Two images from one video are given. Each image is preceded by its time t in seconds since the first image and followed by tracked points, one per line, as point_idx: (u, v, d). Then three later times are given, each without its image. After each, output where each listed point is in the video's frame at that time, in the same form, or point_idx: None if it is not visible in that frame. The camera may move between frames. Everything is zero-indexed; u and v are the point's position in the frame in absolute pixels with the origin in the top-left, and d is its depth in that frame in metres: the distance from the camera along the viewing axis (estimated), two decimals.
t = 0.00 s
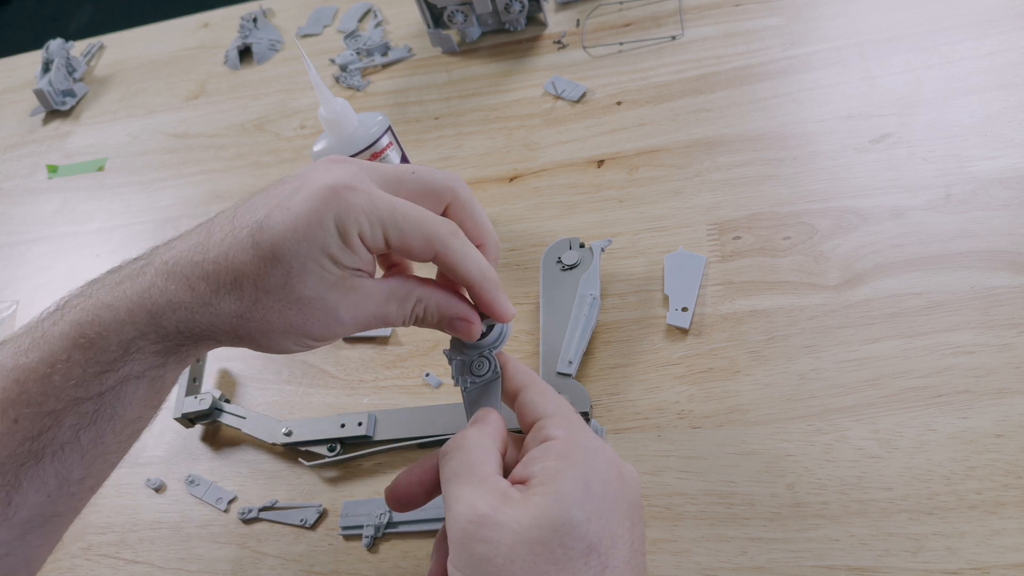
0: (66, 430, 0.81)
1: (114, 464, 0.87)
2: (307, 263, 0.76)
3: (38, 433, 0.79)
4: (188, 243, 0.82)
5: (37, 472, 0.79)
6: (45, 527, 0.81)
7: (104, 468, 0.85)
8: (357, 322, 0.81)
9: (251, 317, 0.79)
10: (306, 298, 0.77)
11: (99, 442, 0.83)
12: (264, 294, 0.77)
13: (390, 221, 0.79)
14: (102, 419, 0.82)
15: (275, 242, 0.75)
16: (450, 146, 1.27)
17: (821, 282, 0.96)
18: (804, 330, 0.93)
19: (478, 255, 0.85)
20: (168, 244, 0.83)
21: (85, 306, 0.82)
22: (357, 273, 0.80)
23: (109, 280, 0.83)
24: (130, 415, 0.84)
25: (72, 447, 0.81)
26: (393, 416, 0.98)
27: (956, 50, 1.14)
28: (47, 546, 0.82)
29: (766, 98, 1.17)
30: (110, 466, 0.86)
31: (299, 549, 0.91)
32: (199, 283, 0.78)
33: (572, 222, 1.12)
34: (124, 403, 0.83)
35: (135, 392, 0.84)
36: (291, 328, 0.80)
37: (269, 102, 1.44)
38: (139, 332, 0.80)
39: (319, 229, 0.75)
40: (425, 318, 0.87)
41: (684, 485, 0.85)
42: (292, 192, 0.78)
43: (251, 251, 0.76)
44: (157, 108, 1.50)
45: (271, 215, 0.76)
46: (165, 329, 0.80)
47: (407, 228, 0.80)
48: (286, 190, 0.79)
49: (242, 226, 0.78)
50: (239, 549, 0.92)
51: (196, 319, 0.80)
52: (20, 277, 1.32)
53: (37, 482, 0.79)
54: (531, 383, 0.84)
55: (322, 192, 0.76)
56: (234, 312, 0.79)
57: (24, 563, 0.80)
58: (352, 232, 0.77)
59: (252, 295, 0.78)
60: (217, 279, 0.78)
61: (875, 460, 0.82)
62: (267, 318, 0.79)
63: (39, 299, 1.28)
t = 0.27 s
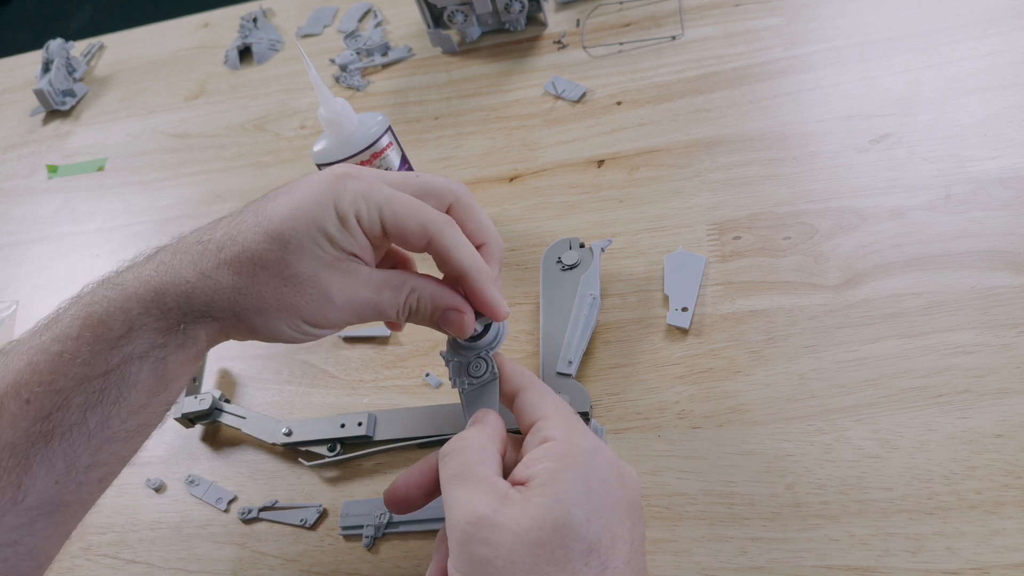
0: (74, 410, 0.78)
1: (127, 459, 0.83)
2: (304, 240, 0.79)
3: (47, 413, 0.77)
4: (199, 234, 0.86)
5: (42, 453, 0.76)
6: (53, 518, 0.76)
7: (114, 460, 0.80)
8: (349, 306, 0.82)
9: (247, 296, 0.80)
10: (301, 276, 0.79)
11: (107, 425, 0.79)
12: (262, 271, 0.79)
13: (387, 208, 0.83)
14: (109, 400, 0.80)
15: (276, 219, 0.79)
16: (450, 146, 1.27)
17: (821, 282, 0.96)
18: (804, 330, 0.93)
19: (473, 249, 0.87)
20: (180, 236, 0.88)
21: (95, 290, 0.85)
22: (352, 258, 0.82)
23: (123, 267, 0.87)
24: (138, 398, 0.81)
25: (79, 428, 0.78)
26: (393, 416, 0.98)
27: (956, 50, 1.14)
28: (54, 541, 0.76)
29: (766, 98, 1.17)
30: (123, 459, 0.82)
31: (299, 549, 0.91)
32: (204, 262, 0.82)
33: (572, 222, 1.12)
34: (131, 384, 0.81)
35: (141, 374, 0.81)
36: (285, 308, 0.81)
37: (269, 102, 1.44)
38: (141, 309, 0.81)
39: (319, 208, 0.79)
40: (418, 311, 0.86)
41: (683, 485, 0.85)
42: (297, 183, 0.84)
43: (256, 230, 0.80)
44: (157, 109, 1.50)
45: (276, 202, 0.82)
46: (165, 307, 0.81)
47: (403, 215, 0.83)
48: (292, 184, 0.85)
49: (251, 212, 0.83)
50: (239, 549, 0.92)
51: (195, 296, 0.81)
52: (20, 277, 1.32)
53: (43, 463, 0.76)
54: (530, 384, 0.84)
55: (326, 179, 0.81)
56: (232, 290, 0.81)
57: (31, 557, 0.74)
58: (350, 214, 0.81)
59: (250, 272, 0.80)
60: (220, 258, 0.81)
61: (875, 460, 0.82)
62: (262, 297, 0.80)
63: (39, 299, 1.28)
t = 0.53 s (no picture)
0: (79, 404, 0.78)
1: (130, 456, 0.83)
2: (310, 237, 0.79)
3: (53, 406, 0.77)
4: (208, 232, 0.87)
5: (47, 446, 0.75)
6: (57, 512, 0.76)
7: (118, 456, 0.81)
8: (351, 304, 0.81)
9: (249, 291, 0.80)
10: (304, 272, 0.79)
11: (111, 420, 0.79)
12: (266, 267, 0.79)
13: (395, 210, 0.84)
14: (113, 394, 0.79)
15: (285, 216, 0.80)
16: (450, 146, 1.27)
17: (821, 282, 0.96)
18: (804, 330, 0.93)
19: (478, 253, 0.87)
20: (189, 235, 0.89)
21: (101, 284, 0.85)
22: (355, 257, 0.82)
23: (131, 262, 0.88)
24: (142, 393, 0.81)
25: (84, 422, 0.78)
26: (393, 416, 0.98)
27: (956, 50, 1.14)
28: (59, 536, 0.76)
29: (766, 98, 1.17)
30: (127, 456, 0.82)
31: (299, 549, 0.91)
32: (210, 257, 0.82)
33: (572, 222, 1.12)
34: (134, 377, 0.80)
35: (144, 368, 0.81)
36: (286, 304, 0.80)
37: (269, 102, 1.44)
38: (145, 302, 0.81)
39: (327, 206, 0.80)
40: (421, 304, 0.86)
41: (683, 485, 0.85)
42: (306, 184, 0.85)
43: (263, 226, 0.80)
44: (157, 109, 1.50)
45: (284, 201, 0.83)
46: (168, 300, 0.81)
47: (410, 221, 0.84)
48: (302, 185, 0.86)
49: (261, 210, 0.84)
50: (239, 549, 0.92)
51: (198, 290, 0.81)
52: (20, 277, 1.32)
53: (48, 457, 0.75)
54: (529, 385, 0.84)
55: (337, 182, 0.83)
56: (235, 285, 0.80)
57: (36, 551, 0.74)
58: (358, 214, 0.82)
59: (254, 267, 0.80)
60: (226, 253, 0.81)
61: (875, 460, 0.82)
62: (264, 293, 0.80)
63: (40, 299, 1.28)
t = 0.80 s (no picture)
0: (71, 411, 0.78)
1: (123, 458, 0.82)
2: (310, 244, 0.79)
3: (44, 414, 0.76)
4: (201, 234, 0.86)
5: (39, 454, 0.75)
6: (50, 516, 0.75)
7: (110, 458, 0.80)
8: (351, 310, 0.81)
9: (247, 299, 0.80)
10: (304, 280, 0.79)
11: (104, 425, 0.79)
12: (264, 274, 0.79)
13: (396, 212, 0.83)
14: (105, 401, 0.79)
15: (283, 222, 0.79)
16: (450, 146, 1.27)
17: (821, 282, 0.96)
18: (804, 330, 0.93)
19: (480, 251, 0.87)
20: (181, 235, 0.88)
21: (91, 288, 0.84)
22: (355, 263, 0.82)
23: (123, 264, 0.87)
24: (135, 398, 0.81)
25: (77, 429, 0.78)
26: (393, 416, 0.98)
27: (956, 50, 1.14)
28: (54, 537, 0.76)
29: (766, 98, 1.17)
30: (120, 457, 0.81)
31: (299, 549, 0.91)
32: (205, 262, 0.82)
33: (572, 222, 1.12)
34: (127, 384, 0.80)
35: (137, 374, 0.81)
36: (285, 311, 0.80)
37: (269, 102, 1.44)
38: (139, 309, 0.81)
39: (326, 212, 0.79)
40: (422, 312, 0.86)
41: (683, 485, 0.85)
42: (303, 185, 0.84)
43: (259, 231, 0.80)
44: (157, 108, 1.50)
45: (281, 204, 0.82)
46: (163, 307, 0.81)
47: (412, 220, 0.84)
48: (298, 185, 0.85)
49: (256, 213, 0.83)
50: (239, 549, 0.92)
51: (193, 297, 0.81)
52: (20, 277, 1.32)
53: (39, 464, 0.75)
54: (530, 385, 0.84)
55: (333, 183, 0.82)
56: (231, 292, 0.80)
57: (31, 553, 0.74)
58: (358, 218, 0.81)
59: (252, 274, 0.79)
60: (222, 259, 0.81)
61: (875, 460, 0.82)
62: (263, 300, 0.80)
63: (40, 299, 1.28)
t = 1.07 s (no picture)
0: (64, 428, 0.78)
1: (118, 470, 0.83)
2: (303, 255, 0.78)
3: (37, 432, 0.77)
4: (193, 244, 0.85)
5: (32, 472, 0.76)
6: (46, 531, 0.77)
7: (105, 471, 0.81)
8: (348, 319, 0.81)
9: (241, 313, 0.80)
10: (299, 291, 0.78)
11: (99, 441, 0.80)
12: (258, 288, 0.79)
13: (392, 213, 0.83)
14: (100, 417, 0.80)
15: (276, 232, 0.78)
16: (450, 146, 1.27)
17: (821, 282, 0.96)
18: (804, 330, 0.93)
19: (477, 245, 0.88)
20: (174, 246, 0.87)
21: (83, 302, 0.83)
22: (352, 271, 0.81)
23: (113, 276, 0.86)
24: (130, 413, 0.81)
25: (71, 446, 0.78)
26: (393, 416, 0.98)
27: (956, 50, 1.14)
28: (49, 552, 0.77)
29: (766, 98, 1.17)
30: (115, 470, 0.82)
31: (299, 549, 0.91)
32: (197, 276, 0.81)
33: (572, 222, 1.12)
34: (122, 400, 0.80)
35: (132, 390, 0.81)
36: (280, 324, 0.80)
37: (269, 102, 1.44)
38: (132, 326, 0.80)
39: (320, 221, 0.78)
40: (420, 317, 0.86)
41: (683, 485, 0.85)
42: (295, 189, 0.82)
43: (250, 244, 0.79)
44: (157, 108, 1.50)
45: (273, 212, 0.80)
46: (157, 323, 0.81)
47: (410, 218, 0.84)
48: (291, 189, 0.83)
49: (247, 223, 0.81)
50: (239, 549, 0.92)
51: (188, 312, 0.80)
52: (20, 277, 1.32)
53: (34, 482, 0.76)
54: (531, 385, 0.85)
55: (325, 188, 0.80)
56: (226, 306, 0.80)
57: (28, 567, 0.76)
58: (353, 224, 0.80)
59: (245, 289, 0.79)
60: (214, 273, 0.80)
61: (875, 460, 0.82)
62: (257, 314, 0.79)
63: (40, 299, 1.28)
